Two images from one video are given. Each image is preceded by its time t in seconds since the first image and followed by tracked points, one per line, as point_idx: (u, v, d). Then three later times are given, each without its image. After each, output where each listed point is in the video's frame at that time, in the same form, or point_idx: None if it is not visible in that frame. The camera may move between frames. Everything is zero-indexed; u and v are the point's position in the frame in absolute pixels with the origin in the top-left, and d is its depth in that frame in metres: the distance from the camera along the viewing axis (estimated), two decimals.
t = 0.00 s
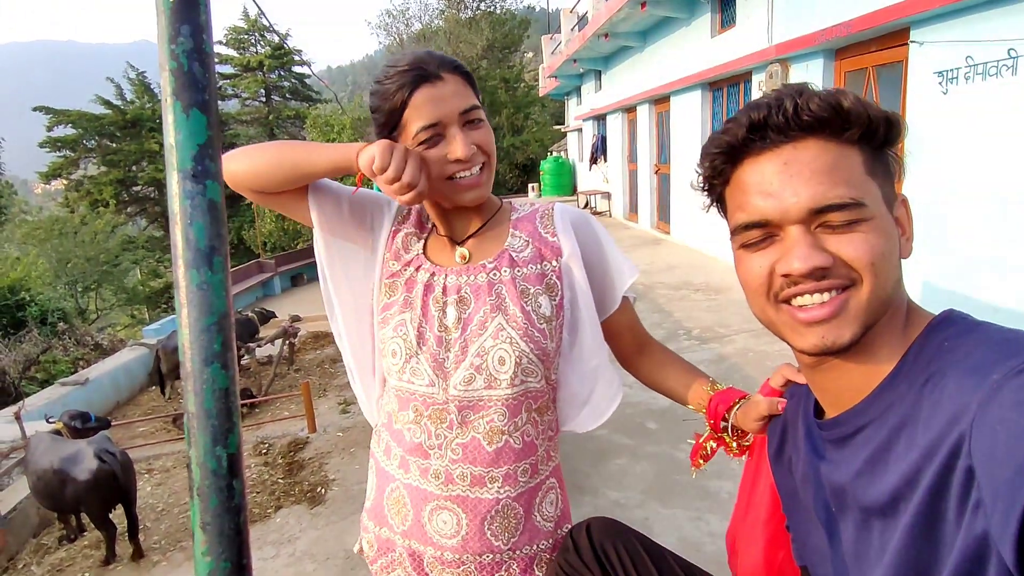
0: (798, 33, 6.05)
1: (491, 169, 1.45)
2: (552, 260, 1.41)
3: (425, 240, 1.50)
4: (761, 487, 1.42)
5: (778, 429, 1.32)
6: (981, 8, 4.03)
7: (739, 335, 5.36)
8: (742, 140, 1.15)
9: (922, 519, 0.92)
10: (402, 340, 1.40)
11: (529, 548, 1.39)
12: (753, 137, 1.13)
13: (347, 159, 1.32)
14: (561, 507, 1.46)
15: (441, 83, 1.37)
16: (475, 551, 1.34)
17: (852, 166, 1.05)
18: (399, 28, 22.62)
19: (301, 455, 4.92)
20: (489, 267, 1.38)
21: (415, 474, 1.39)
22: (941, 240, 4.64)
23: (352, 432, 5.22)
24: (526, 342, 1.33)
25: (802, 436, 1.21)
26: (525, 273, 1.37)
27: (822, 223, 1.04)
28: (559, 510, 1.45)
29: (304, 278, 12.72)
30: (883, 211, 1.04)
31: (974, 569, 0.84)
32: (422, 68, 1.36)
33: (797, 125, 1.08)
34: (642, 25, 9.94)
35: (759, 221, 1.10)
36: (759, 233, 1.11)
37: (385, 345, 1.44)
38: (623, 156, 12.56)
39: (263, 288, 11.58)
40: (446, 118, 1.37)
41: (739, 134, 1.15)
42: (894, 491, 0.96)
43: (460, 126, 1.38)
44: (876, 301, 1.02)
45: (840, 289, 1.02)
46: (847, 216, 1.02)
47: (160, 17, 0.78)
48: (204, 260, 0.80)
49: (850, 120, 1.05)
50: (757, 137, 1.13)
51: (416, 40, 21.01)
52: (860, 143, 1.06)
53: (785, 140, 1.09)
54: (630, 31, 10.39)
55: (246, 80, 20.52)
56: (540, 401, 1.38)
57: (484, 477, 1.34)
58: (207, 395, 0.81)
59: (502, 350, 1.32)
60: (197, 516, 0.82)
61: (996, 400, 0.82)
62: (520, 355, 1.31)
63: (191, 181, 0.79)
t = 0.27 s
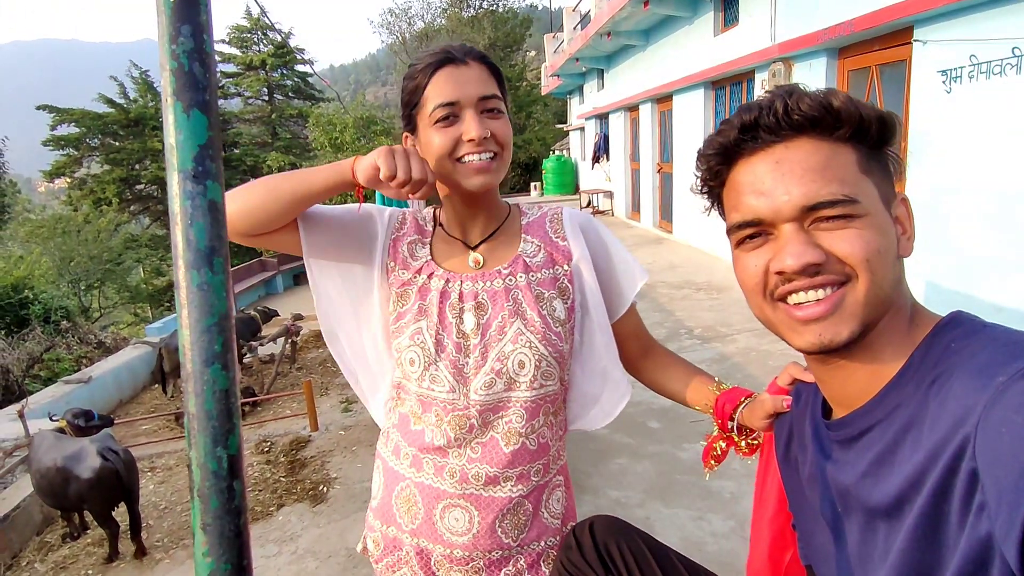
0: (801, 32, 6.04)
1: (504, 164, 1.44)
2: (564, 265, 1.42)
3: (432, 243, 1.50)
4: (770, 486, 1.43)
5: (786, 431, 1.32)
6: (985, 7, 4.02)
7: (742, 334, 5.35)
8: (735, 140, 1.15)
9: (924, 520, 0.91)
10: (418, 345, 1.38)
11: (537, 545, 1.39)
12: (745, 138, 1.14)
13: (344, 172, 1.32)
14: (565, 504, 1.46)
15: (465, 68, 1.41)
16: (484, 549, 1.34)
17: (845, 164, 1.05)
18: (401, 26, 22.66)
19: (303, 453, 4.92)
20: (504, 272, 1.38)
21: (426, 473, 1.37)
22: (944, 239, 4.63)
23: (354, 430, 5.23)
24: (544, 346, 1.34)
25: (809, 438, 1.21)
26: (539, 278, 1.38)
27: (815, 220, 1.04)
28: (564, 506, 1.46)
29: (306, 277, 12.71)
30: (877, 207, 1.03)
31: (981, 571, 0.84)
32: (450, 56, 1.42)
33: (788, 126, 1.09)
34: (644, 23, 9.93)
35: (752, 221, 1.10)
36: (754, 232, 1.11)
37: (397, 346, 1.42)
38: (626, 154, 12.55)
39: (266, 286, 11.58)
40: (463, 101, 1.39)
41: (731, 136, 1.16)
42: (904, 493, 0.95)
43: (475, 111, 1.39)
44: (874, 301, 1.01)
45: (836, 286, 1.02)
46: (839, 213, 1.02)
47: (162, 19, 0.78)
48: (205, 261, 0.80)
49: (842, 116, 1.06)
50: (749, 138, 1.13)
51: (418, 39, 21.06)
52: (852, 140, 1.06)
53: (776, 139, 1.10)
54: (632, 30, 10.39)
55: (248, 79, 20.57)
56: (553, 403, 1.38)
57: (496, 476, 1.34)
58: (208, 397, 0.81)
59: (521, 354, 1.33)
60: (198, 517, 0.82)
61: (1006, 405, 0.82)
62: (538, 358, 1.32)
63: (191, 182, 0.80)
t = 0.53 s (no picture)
0: (803, 31, 6.03)
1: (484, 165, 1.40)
2: (552, 257, 1.41)
3: (426, 234, 1.49)
4: (762, 477, 1.43)
5: (780, 424, 1.31)
6: (987, 5, 4.01)
7: (743, 333, 5.35)
8: (734, 135, 1.14)
9: (922, 510, 0.91)
10: (407, 334, 1.37)
11: (532, 534, 1.39)
12: (744, 132, 1.12)
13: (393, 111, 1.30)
14: (561, 495, 1.46)
15: (444, 69, 1.36)
16: (478, 538, 1.34)
17: (845, 157, 1.04)
18: (403, 27, 22.72)
19: (304, 453, 4.92)
20: (494, 263, 1.38)
21: (419, 463, 1.37)
22: (947, 238, 4.62)
23: (355, 429, 5.22)
24: (531, 335, 1.34)
25: (805, 429, 1.20)
26: (527, 268, 1.38)
27: (816, 214, 1.03)
28: (560, 497, 1.46)
29: (308, 277, 12.71)
30: (877, 200, 1.03)
31: (970, 555, 0.84)
32: (429, 56, 1.37)
33: (789, 119, 1.08)
34: (646, 23, 9.93)
35: (753, 215, 1.09)
36: (755, 226, 1.10)
37: (389, 337, 1.42)
38: (627, 154, 12.54)
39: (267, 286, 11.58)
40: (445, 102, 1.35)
41: (730, 130, 1.14)
42: (897, 480, 0.95)
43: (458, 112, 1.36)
44: (875, 292, 1.01)
45: (837, 279, 1.02)
46: (840, 207, 1.01)
47: (163, 9, 0.78)
48: (206, 249, 0.80)
49: (841, 110, 1.05)
50: (748, 132, 1.12)
51: (420, 39, 21.10)
52: (851, 134, 1.05)
53: (776, 133, 1.09)
54: (634, 30, 10.40)
55: (250, 79, 20.61)
56: (543, 393, 1.38)
57: (489, 465, 1.33)
58: (208, 385, 0.80)
59: (508, 343, 1.32)
60: (198, 505, 0.81)
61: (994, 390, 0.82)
62: (528, 349, 1.31)
63: (192, 170, 0.79)
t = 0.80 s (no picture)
0: (804, 31, 6.02)
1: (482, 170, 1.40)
2: (553, 259, 1.41)
3: (426, 237, 1.50)
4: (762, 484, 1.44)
5: (779, 426, 1.31)
6: (989, 5, 4.00)
7: (745, 334, 5.34)
8: (726, 147, 1.14)
9: (916, 512, 0.92)
10: (409, 337, 1.38)
11: (533, 536, 1.39)
12: (736, 145, 1.13)
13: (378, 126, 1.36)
14: (563, 497, 1.46)
15: (442, 75, 1.35)
16: (480, 540, 1.34)
17: (836, 167, 1.04)
18: (405, 27, 22.74)
19: (306, 453, 4.93)
20: (495, 266, 1.38)
21: (420, 466, 1.37)
22: (949, 238, 4.60)
23: (356, 429, 5.23)
24: (533, 339, 1.34)
25: (804, 432, 1.20)
26: (528, 271, 1.38)
27: (808, 226, 1.03)
28: (562, 499, 1.46)
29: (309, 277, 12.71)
30: (870, 210, 1.03)
31: (967, 558, 0.84)
32: (428, 60, 1.36)
33: (780, 131, 1.07)
34: (648, 23, 9.92)
35: (745, 227, 1.09)
36: (747, 238, 1.10)
37: (390, 340, 1.42)
38: (629, 154, 12.54)
39: (269, 286, 11.58)
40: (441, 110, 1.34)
41: (723, 142, 1.15)
42: (895, 484, 0.95)
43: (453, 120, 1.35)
44: (867, 303, 1.01)
45: (827, 292, 1.02)
46: (832, 219, 1.01)
47: (158, 15, 0.78)
48: (202, 254, 0.80)
49: (832, 122, 1.05)
50: (740, 145, 1.12)
51: (422, 39, 21.12)
52: (843, 144, 1.05)
53: (768, 146, 1.09)
54: (635, 30, 10.40)
55: (252, 80, 20.65)
56: (545, 395, 1.38)
57: (490, 468, 1.34)
58: (205, 389, 0.81)
59: (510, 347, 1.32)
60: (195, 508, 0.82)
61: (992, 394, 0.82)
62: (529, 351, 1.32)
63: (188, 176, 0.80)
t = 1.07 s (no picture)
0: (807, 33, 6.02)
1: (492, 177, 1.41)
2: (560, 263, 1.41)
3: (431, 239, 1.50)
4: (768, 489, 1.42)
5: (787, 430, 1.31)
6: (992, 7, 4.00)
7: (748, 336, 5.34)
8: (739, 147, 1.14)
9: (924, 517, 0.92)
10: (414, 342, 1.37)
11: (538, 543, 1.39)
12: (750, 144, 1.13)
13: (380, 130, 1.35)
14: (567, 502, 1.45)
15: (456, 80, 1.36)
16: (485, 547, 1.34)
17: (849, 170, 1.04)
18: (406, 29, 22.78)
19: (308, 455, 4.92)
20: (502, 270, 1.37)
21: (424, 472, 1.37)
22: (952, 240, 4.60)
23: (359, 432, 5.22)
24: (540, 343, 1.34)
25: (811, 436, 1.20)
26: (535, 275, 1.38)
27: (820, 229, 1.03)
28: (567, 505, 1.45)
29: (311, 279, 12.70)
30: (883, 213, 1.02)
31: (974, 564, 0.84)
32: (441, 64, 1.36)
33: (794, 131, 1.07)
34: (649, 25, 9.93)
35: (756, 228, 1.09)
36: (758, 240, 1.10)
37: (394, 344, 1.42)
38: (630, 156, 12.54)
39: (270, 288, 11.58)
40: (454, 115, 1.35)
41: (735, 142, 1.15)
42: (904, 489, 0.95)
43: (466, 125, 1.36)
44: (879, 307, 1.01)
45: (839, 296, 1.01)
46: (845, 222, 1.01)
47: (165, 18, 0.78)
48: (208, 257, 0.80)
49: (847, 123, 1.04)
50: (754, 145, 1.12)
51: (423, 41, 21.16)
52: (857, 147, 1.05)
53: (782, 147, 1.09)
54: (637, 32, 10.41)
55: (254, 82, 20.69)
56: (551, 400, 1.38)
57: (495, 474, 1.33)
58: (210, 394, 0.81)
59: (517, 351, 1.32)
60: (201, 514, 0.81)
61: (1000, 398, 0.82)
62: (535, 356, 1.31)
63: (194, 179, 0.80)
